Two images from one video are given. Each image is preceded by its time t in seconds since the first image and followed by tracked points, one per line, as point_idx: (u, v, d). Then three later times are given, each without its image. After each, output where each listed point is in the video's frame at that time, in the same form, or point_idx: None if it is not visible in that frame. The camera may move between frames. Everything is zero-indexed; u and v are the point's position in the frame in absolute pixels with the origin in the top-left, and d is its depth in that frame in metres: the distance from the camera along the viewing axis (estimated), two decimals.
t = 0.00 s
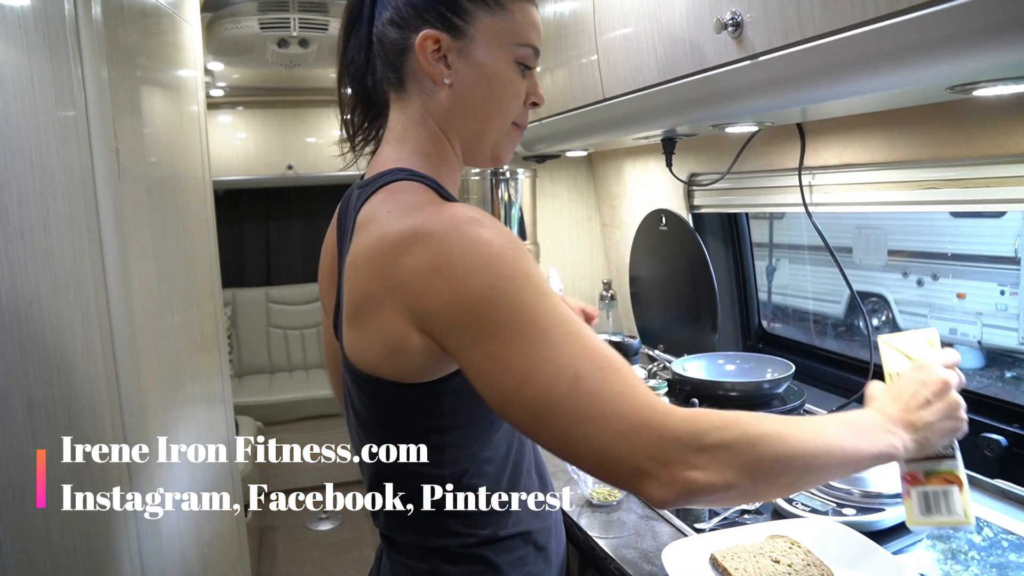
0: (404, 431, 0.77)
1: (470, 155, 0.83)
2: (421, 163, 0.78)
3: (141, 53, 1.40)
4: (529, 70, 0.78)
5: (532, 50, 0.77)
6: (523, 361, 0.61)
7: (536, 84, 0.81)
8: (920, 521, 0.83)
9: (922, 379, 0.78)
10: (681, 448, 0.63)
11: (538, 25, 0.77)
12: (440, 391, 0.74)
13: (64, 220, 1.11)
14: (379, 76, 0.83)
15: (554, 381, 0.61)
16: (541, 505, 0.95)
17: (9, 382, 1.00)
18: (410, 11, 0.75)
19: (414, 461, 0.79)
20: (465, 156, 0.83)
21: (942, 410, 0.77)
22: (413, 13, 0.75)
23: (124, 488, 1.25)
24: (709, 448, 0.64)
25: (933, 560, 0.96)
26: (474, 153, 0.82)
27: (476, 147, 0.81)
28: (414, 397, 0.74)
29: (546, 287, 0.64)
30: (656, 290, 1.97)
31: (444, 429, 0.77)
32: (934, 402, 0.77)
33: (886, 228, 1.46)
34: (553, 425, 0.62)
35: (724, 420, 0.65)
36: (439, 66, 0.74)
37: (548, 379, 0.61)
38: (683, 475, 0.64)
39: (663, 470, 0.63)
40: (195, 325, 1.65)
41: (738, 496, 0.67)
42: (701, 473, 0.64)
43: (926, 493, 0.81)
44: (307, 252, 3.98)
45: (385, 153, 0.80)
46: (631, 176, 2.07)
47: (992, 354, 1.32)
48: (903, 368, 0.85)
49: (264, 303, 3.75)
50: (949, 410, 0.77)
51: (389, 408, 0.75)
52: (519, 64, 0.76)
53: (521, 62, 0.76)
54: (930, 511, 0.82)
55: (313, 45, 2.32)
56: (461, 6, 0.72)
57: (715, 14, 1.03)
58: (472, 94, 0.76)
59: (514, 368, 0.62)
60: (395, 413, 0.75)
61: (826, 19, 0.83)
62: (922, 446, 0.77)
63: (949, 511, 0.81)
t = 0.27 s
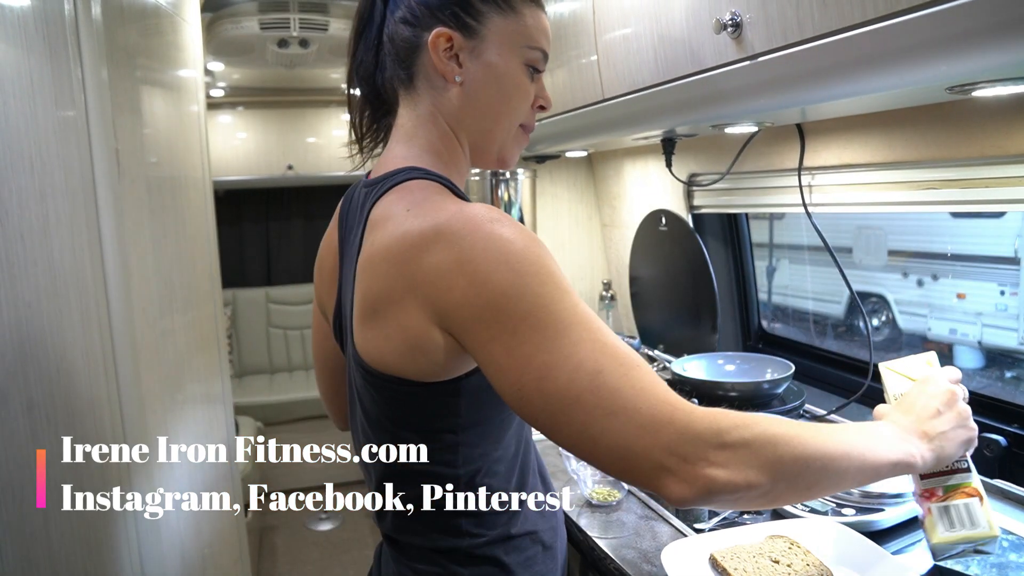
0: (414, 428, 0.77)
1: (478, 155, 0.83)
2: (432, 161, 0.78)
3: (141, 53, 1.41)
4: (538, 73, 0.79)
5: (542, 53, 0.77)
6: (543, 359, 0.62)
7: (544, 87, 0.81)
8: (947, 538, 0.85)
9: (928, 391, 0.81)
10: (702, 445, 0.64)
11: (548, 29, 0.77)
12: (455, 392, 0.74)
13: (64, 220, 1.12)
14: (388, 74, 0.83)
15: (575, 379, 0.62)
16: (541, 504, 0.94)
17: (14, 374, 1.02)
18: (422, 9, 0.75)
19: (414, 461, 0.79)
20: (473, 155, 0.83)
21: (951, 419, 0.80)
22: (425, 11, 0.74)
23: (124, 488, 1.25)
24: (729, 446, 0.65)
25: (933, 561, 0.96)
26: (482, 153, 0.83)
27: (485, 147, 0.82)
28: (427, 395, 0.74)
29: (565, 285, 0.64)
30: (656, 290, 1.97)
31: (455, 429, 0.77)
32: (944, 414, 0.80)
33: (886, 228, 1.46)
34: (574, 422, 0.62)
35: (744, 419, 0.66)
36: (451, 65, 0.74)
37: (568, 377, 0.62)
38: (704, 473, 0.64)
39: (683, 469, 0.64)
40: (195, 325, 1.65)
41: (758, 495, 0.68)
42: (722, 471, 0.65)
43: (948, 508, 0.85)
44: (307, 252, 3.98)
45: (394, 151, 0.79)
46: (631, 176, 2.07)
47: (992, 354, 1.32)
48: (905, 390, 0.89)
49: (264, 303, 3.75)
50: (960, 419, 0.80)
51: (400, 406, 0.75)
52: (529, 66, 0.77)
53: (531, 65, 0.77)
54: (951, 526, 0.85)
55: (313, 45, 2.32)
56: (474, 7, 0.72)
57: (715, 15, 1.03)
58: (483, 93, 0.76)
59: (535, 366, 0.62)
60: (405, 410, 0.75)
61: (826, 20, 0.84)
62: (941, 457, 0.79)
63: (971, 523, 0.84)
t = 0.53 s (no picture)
0: (416, 426, 0.77)
1: (482, 154, 0.83)
2: (435, 160, 0.78)
3: (140, 52, 1.40)
4: (545, 77, 0.79)
5: (549, 56, 0.77)
6: (548, 355, 0.62)
7: (550, 91, 0.81)
8: (956, 530, 0.83)
9: (924, 385, 0.83)
10: (711, 437, 0.63)
11: (556, 33, 0.77)
12: (456, 391, 0.74)
13: (63, 220, 1.11)
14: (395, 73, 0.83)
15: (580, 374, 0.62)
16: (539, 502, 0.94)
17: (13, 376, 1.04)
18: (430, 9, 0.75)
19: (414, 461, 0.80)
20: (477, 154, 0.83)
21: (950, 411, 0.82)
22: (434, 11, 0.74)
23: (123, 488, 1.24)
24: (736, 438, 0.65)
25: (932, 561, 0.96)
26: (486, 153, 0.83)
27: (488, 147, 0.82)
28: (430, 392, 0.74)
29: (568, 281, 0.64)
30: (655, 291, 1.97)
31: (457, 428, 0.77)
32: (942, 406, 0.82)
33: (885, 229, 1.46)
34: (581, 417, 0.62)
35: (750, 411, 0.66)
36: (457, 65, 0.74)
37: (574, 373, 0.62)
38: (714, 466, 0.64)
39: (692, 463, 0.63)
40: (194, 325, 1.65)
41: (767, 488, 0.67)
42: (732, 464, 0.65)
43: (951, 501, 0.85)
44: (306, 252, 3.98)
45: (399, 149, 0.80)
46: (630, 176, 2.07)
47: (991, 355, 1.32)
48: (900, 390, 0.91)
49: (264, 303, 3.75)
50: (957, 410, 0.82)
51: (403, 404, 0.75)
52: (536, 69, 0.77)
53: (538, 68, 0.77)
54: (956, 519, 0.84)
55: (313, 45, 2.32)
56: (482, 8, 0.72)
57: (715, 15, 1.03)
58: (489, 94, 0.76)
59: (540, 362, 0.62)
60: (408, 408, 0.75)
61: (825, 21, 0.84)
62: (947, 447, 0.79)
63: (977, 513, 0.84)
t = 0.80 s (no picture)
0: (417, 426, 0.77)
1: (484, 156, 0.83)
2: (438, 160, 0.78)
3: (141, 52, 1.40)
4: (548, 79, 0.79)
5: (552, 59, 0.77)
6: (549, 354, 0.62)
7: (553, 94, 0.81)
8: (957, 525, 0.82)
9: (918, 379, 0.84)
10: (712, 434, 0.64)
11: (560, 36, 0.77)
12: (456, 391, 0.74)
13: (64, 220, 1.11)
14: (399, 74, 0.83)
15: (581, 372, 0.62)
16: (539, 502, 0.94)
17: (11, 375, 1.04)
18: (435, 10, 0.75)
19: (414, 461, 0.80)
20: (479, 156, 0.83)
21: (943, 405, 0.82)
22: (439, 12, 0.75)
23: (124, 488, 1.24)
24: (738, 434, 0.65)
25: (931, 562, 0.96)
26: (488, 155, 0.83)
27: (490, 149, 0.82)
28: (430, 390, 0.74)
29: (568, 280, 0.64)
30: (655, 291, 1.97)
31: (457, 428, 0.77)
32: (935, 400, 0.83)
33: (885, 230, 1.46)
34: (582, 416, 0.62)
35: (751, 408, 0.66)
36: (460, 66, 0.74)
37: (575, 371, 0.62)
38: (715, 462, 0.64)
39: (693, 461, 0.64)
40: (194, 324, 1.65)
41: (769, 483, 0.68)
42: (735, 460, 0.65)
43: (949, 495, 0.84)
44: (306, 252, 3.98)
45: (402, 150, 0.80)
46: (630, 177, 2.07)
47: (990, 356, 1.32)
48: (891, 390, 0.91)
49: (263, 303, 3.75)
50: (949, 403, 0.83)
51: (404, 403, 0.75)
52: (539, 72, 0.77)
53: (541, 71, 0.77)
54: (956, 514, 0.83)
55: (313, 45, 2.32)
56: (487, 9, 0.72)
57: (715, 16, 1.03)
58: (492, 96, 0.76)
59: (540, 361, 0.62)
60: (409, 408, 0.75)
61: (825, 22, 0.84)
62: (943, 439, 0.80)
63: (977, 508, 0.83)
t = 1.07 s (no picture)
0: (416, 426, 0.77)
1: (484, 157, 0.83)
2: (438, 161, 0.77)
3: (140, 52, 1.40)
4: (549, 81, 0.79)
5: (553, 61, 0.77)
6: (548, 354, 0.62)
7: (554, 96, 0.81)
8: (952, 521, 0.80)
9: (914, 377, 0.85)
10: (712, 433, 0.64)
11: (561, 37, 0.77)
12: (454, 392, 0.74)
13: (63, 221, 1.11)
14: (400, 74, 0.83)
15: (580, 372, 0.62)
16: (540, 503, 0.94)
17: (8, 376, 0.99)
18: (437, 10, 0.75)
19: (414, 461, 0.79)
20: (479, 157, 0.83)
21: (938, 403, 0.82)
22: (440, 12, 0.74)
23: (124, 487, 1.25)
24: (737, 433, 0.65)
25: (931, 563, 0.96)
26: (487, 156, 0.82)
27: (490, 150, 0.81)
28: (428, 390, 0.73)
29: (568, 279, 0.64)
30: (654, 292, 1.97)
31: (457, 429, 0.77)
32: (931, 398, 0.83)
33: (885, 231, 1.46)
34: (582, 415, 0.62)
35: (750, 407, 0.66)
36: (461, 67, 0.74)
37: (574, 371, 0.62)
38: (715, 462, 0.64)
39: (693, 460, 0.63)
40: (194, 325, 1.65)
41: (768, 482, 0.68)
42: (734, 459, 0.65)
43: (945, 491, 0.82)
44: (306, 252, 3.98)
45: (402, 151, 0.79)
46: (630, 178, 2.07)
47: (990, 357, 1.32)
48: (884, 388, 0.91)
49: (263, 303, 3.74)
50: (943, 402, 0.83)
51: (403, 403, 0.75)
52: (540, 74, 0.77)
53: (542, 73, 0.77)
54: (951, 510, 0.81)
55: (313, 45, 2.32)
56: (487, 10, 0.72)
57: (715, 17, 1.03)
58: (492, 96, 0.76)
59: (539, 361, 0.62)
60: (409, 408, 0.75)
61: (826, 23, 0.84)
62: (938, 436, 0.79)
63: (972, 503, 0.81)
